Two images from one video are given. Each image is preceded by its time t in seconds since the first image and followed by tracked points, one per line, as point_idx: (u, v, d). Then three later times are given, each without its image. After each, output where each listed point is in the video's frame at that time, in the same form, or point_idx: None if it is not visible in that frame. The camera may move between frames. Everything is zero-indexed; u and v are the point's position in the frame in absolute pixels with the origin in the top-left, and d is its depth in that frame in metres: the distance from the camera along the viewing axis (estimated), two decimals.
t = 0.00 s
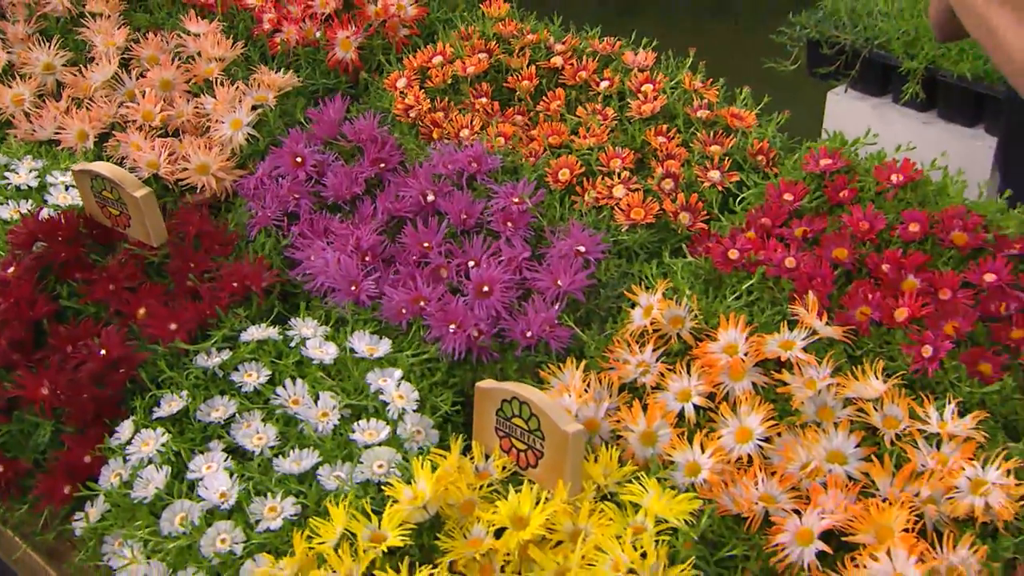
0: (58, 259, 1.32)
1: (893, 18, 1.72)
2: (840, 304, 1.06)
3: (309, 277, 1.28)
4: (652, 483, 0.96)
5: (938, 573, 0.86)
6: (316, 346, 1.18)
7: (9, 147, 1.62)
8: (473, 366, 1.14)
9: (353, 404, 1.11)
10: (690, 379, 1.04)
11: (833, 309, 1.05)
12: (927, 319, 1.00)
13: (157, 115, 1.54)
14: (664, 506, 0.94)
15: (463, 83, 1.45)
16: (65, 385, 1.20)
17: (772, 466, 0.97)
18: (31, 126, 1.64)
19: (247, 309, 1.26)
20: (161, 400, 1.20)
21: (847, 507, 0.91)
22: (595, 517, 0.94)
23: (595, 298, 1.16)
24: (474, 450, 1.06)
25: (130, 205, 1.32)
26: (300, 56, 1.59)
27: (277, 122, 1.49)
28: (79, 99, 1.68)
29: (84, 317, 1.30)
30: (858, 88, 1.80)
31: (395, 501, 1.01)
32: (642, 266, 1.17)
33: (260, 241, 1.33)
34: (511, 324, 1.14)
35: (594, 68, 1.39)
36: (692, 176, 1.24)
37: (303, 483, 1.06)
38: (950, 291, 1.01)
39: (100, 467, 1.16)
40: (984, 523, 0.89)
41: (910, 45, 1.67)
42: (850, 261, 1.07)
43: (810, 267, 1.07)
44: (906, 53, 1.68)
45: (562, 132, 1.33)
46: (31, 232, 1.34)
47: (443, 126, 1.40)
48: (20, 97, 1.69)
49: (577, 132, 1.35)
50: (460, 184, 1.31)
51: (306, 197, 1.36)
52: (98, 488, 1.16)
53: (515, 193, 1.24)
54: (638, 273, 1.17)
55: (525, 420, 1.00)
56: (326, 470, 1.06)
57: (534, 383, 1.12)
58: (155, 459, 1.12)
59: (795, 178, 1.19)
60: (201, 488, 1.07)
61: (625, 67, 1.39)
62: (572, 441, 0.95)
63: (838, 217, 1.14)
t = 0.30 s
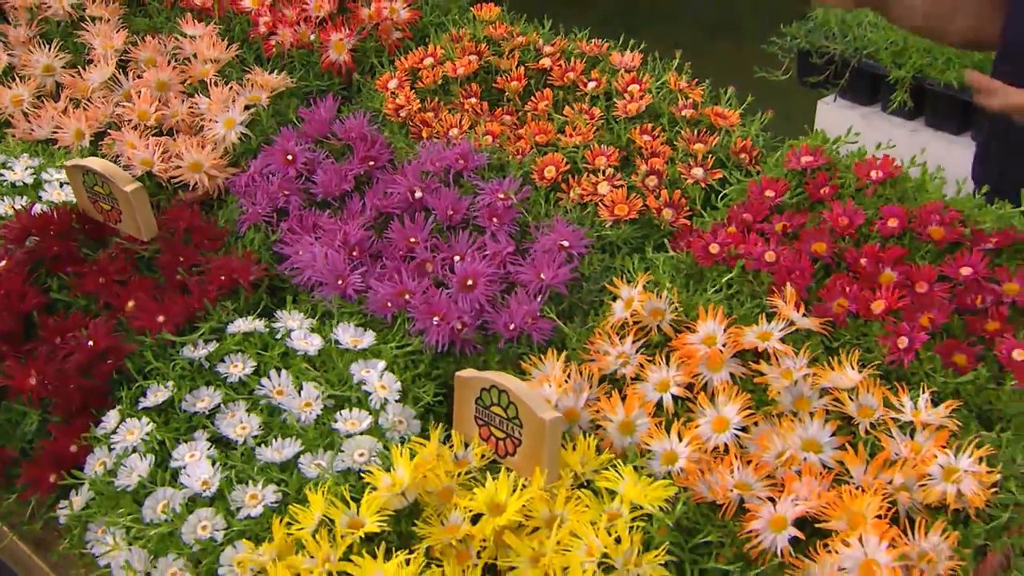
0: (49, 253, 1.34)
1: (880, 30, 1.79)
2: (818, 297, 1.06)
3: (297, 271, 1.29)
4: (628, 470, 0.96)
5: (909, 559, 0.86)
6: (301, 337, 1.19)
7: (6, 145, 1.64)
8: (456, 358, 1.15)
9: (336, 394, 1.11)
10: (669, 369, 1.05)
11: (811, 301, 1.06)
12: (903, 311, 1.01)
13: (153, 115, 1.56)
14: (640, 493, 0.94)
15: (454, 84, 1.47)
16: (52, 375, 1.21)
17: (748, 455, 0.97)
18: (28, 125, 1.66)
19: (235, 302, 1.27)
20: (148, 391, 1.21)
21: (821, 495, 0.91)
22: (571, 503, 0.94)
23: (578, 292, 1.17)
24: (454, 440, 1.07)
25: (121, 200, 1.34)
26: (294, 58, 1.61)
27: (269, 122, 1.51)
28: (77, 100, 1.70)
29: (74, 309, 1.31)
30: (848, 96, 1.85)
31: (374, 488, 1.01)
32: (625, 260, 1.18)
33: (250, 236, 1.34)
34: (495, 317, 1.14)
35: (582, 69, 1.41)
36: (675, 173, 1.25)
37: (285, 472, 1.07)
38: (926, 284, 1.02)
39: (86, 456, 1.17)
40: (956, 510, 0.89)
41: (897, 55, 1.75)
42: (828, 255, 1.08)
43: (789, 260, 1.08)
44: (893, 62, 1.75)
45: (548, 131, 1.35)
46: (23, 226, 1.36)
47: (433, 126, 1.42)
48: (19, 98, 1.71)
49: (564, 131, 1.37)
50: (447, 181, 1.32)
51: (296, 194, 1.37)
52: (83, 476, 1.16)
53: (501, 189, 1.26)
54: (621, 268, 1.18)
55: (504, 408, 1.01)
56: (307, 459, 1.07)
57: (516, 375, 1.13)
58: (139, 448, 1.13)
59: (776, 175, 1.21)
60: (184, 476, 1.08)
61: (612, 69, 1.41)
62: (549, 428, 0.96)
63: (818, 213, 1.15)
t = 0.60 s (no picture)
0: (51, 248, 1.35)
1: (879, 40, 1.83)
2: (807, 291, 1.07)
3: (293, 265, 1.30)
4: (614, 459, 0.97)
5: (893, 546, 0.86)
6: (295, 330, 1.20)
7: (13, 145, 1.66)
8: (448, 350, 1.16)
9: (328, 385, 1.12)
10: (658, 361, 1.05)
11: (800, 295, 1.07)
12: (891, 304, 1.01)
13: (156, 115, 1.58)
14: (626, 481, 0.95)
15: (452, 85, 1.49)
16: (49, 365, 1.22)
17: (735, 445, 0.97)
18: (35, 125, 1.69)
19: (232, 296, 1.28)
20: (143, 383, 1.22)
21: (807, 484, 0.92)
22: (557, 491, 0.95)
23: (570, 286, 1.18)
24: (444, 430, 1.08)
25: (120, 195, 1.37)
26: (296, 61, 1.63)
27: (270, 122, 1.53)
28: (83, 101, 1.72)
29: (73, 303, 1.33)
30: (847, 105, 1.90)
31: (363, 476, 1.02)
32: (617, 256, 1.19)
33: (248, 232, 1.36)
34: (487, 310, 1.15)
35: (578, 71, 1.43)
36: (667, 172, 1.27)
37: (276, 461, 1.07)
38: (915, 279, 1.02)
39: (81, 446, 1.18)
40: (941, 499, 0.89)
41: (894, 64, 1.78)
42: (818, 250, 1.09)
43: (779, 255, 1.08)
44: (890, 72, 1.78)
45: (543, 130, 1.36)
46: (25, 222, 1.37)
47: (430, 126, 1.44)
48: (27, 99, 1.74)
49: (559, 130, 1.38)
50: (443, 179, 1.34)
51: (295, 191, 1.39)
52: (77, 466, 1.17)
53: (496, 186, 1.27)
54: (614, 263, 1.19)
55: (492, 397, 1.01)
56: (297, 448, 1.07)
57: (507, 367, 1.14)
58: (133, 437, 1.14)
59: (768, 173, 1.22)
60: (176, 465, 1.09)
61: (608, 70, 1.43)
62: (536, 416, 0.96)
63: (809, 210, 1.16)
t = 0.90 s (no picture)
0: (67, 245, 1.38)
1: (881, 57, 1.92)
2: (806, 287, 1.08)
3: (302, 263, 1.32)
4: (613, 449, 0.98)
5: (887, 536, 0.87)
6: (302, 324, 1.22)
7: (34, 148, 1.70)
8: (452, 345, 1.18)
9: (334, 378, 1.14)
10: (658, 355, 1.06)
11: (799, 291, 1.08)
12: (889, 300, 1.03)
13: (172, 119, 1.61)
14: (624, 471, 0.96)
15: (460, 89, 1.51)
16: (61, 358, 1.24)
17: (733, 437, 0.99)
18: (55, 129, 1.72)
19: (241, 292, 1.31)
20: (154, 376, 1.24)
21: (803, 475, 0.93)
22: (556, 481, 0.96)
23: (572, 284, 1.19)
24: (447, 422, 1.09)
25: (136, 194, 1.39)
26: (308, 67, 1.66)
27: (284, 126, 1.56)
28: (102, 106, 1.76)
29: (87, 299, 1.35)
30: (850, 117, 1.98)
31: (364, 465, 1.03)
32: (620, 254, 1.21)
33: (259, 232, 1.38)
34: (490, 307, 1.17)
35: (584, 77, 1.46)
36: (669, 173, 1.29)
37: (280, 451, 1.09)
38: (913, 276, 1.04)
39: (92, 437, 1.20)
40: (935, 491, 0.90)
41: (896, 79, 1.86)
42: (817, 248, 1.10)
43: (779, 252, 1.10)
44: (891, 86, 1.87)
45: (548, 133, 1.39)
46: (42, 220, 1.40)
47: (439, 129, 1.46)
48: (48, 104, 1.78)
49: (564, 134, 1.40)
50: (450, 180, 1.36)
51: (305, 192, 1.41)
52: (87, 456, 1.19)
53: (501, 186, 1.29)
54: (616, 261, 1.21)
55: (493, 389, 1.03)
56: (301, 438, 1.09)
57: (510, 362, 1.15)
58: (142, 428, 1.16)
59: (768, 174, 1.24)
60: (183, 454, 1.11)
61: (614, 75, 1.45)
62: (536, 407, 0.98)
63: (809, 210, 1.18)
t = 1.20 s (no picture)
0: (89, 238, 1.42)
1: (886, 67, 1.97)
2: (807, 279, 1.10)
3: (315, 256, 1.35)
4: (614, 434, 1.00)
5: (885, 519, 0.87)
6: (314, 314, 1.25)
7: (60, 147, 1.74)
8: (460, 335, 1.20)
9: (344, 365, 1.17)
10: (661, 344, 1.08)
11: (801, 283, 1.10)
12: (889, 291, 1.05)
13: (193, 119, 1.65)
14: (625, 454, 0.97)
15: (473, 90, 1.54)
16: (80, 345, 1.27)
17: (734, 424, 1.00)
18: (80, 128, 1.77)
19: (256, 284, 1.33)
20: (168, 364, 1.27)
21: (802, 460, 0.94)
22: (558, 464, 0.98)
23: (579, 276, 1.21)
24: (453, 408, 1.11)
25: (154, 188, 1.43)
26: (325, 69, 1.70)
27: (300, 126, 1.59)
28: (126, 107, 1.80)
29: (107, 290, 1.38)
30: (856, 126, 2.00)
31: (372, 448, 1.05)
32: (626, 248, 1.23)
33: (274, 226, 1.41)
34: (498, 297, 1.19)
35: (593, 78, 1.49)
36: (675, 169, 1.32)
37: (290, 436, 1.11)
38: (913, 269, 1.06)
39: (109, 422, 1.22)
40: (934, 476, 0.91)
41: (901, 88, 1.91)
42: (819, 242, 1.13)
43: (781, 246, 1.12)
44: (897, 95, 1.91)
45: (558, 132, 1.42)
46: (65, 214, 1.44)
47: (451, 128, 1.49)
48: (74, 104, 1.82)
49: (573, 132, 1.43)
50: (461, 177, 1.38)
51: (320, 188, 1.44)
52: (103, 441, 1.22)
53: (510, 182, 1.32)
54: (623, 255, 1.23)
55: (498, 374, 1.05)
56: (310, 423, 1.11)
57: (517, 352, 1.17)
58: (156, 412, 1.18)
59: (773, 171, 1.27)
60: (195, 438, 1.13)
61: (622, 76, 1.49)
62: (539, 391, 1.00)
63: (812, 205, 1.20)
